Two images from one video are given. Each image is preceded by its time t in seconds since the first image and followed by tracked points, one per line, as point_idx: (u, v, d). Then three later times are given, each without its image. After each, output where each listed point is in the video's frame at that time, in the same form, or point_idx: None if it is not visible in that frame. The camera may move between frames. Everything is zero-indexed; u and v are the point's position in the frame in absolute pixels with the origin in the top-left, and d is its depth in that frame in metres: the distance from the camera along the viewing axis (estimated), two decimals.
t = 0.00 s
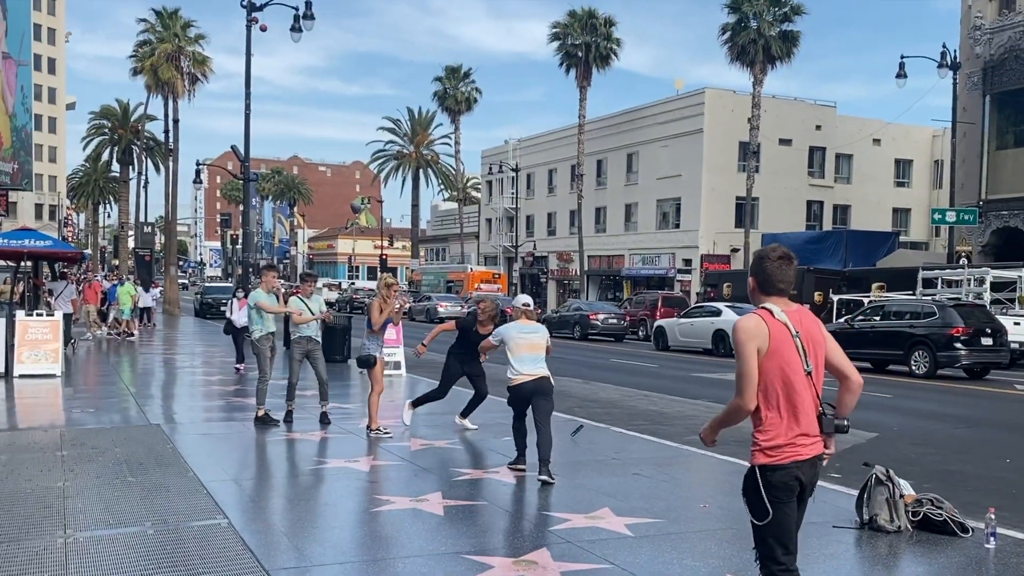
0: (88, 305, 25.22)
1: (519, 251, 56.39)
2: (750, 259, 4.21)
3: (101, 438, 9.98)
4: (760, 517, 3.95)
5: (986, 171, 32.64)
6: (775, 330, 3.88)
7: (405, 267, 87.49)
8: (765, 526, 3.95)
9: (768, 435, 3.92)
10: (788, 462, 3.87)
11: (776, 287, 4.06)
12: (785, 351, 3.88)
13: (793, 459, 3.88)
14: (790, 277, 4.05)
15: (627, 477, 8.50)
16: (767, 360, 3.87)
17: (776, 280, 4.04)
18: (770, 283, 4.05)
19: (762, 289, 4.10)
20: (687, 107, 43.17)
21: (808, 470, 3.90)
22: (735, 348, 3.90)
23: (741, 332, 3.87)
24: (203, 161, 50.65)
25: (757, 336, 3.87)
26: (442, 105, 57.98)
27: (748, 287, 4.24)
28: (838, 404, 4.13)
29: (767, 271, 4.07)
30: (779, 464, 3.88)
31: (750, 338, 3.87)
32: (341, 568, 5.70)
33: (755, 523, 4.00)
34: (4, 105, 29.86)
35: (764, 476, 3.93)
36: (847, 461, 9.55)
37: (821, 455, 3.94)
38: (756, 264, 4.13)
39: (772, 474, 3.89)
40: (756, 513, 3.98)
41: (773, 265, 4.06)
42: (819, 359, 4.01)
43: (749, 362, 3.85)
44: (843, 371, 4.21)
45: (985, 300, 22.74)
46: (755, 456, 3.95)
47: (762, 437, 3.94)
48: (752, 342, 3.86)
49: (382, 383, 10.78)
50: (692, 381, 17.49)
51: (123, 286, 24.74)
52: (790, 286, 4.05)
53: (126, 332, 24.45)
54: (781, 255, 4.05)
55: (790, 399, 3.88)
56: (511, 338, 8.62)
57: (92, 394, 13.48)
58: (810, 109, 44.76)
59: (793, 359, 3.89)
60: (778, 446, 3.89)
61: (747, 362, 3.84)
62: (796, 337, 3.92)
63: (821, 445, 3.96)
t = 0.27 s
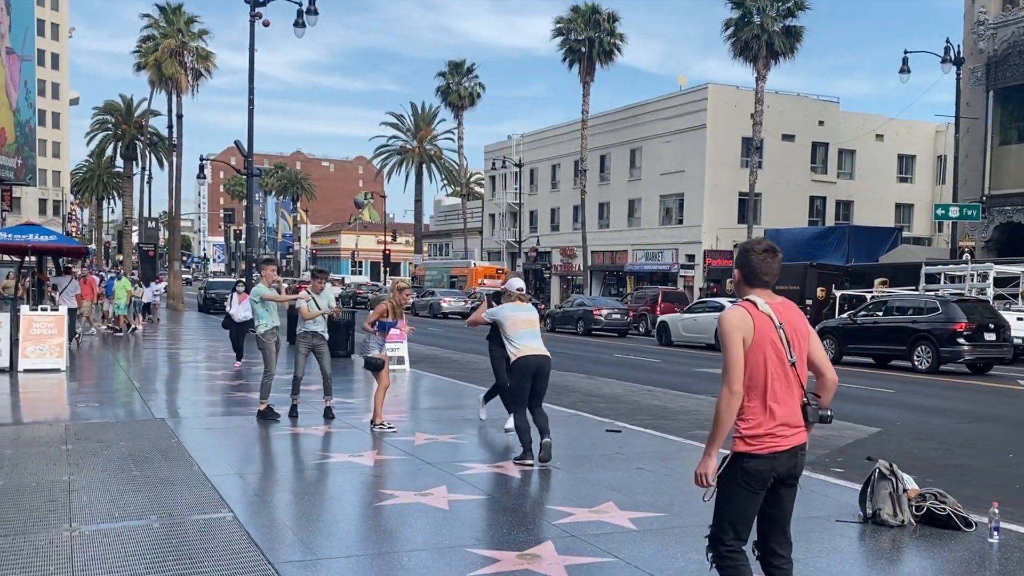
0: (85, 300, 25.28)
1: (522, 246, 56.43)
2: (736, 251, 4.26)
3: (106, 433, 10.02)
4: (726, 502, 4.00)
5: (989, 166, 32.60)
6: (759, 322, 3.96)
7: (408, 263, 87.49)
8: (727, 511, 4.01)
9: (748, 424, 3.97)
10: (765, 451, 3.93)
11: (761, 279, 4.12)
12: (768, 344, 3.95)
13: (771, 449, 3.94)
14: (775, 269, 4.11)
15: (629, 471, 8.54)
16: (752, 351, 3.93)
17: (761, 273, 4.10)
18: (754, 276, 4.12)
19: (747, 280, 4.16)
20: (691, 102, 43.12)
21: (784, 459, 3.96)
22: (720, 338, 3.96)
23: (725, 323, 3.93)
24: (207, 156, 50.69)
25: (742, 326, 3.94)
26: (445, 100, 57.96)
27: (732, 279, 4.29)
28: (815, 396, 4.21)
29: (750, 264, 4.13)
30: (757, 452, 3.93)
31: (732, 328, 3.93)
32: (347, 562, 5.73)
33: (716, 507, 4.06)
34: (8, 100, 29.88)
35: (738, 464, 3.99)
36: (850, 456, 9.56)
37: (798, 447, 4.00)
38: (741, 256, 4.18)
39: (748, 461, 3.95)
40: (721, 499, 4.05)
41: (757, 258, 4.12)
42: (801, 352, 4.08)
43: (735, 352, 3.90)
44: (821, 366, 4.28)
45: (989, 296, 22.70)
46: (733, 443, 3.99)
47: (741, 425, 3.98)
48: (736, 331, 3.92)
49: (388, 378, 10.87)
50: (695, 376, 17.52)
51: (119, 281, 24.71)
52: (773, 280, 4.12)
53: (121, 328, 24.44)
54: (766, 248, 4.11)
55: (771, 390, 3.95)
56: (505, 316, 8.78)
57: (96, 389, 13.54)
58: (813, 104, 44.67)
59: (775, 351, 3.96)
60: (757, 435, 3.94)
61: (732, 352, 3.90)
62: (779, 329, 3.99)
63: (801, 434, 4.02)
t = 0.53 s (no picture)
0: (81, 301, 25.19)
1: (525, 245, 56.41)
2: (710, 247, 4.25)
3: (110, 432, 10.00)
4: (704, 500, 4.00)
5: (992, 164, 32.53)
6: (737, 319, 3.94)
7: (411, 262, 87.51)
8: (707, 508, 4.01)
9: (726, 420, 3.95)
10: (742, 448, 3.93)
11: (736, 277, 4.11)
12: (747, 341, 3.94)
13: (749, 446, 3.94)
14: (749, 266, 4.11)
15: (633, 469, 8.50)
16: (732, 348, 3.91)
17: (736, 271, 4.10)
18: (730, 272, 4.11)
19: (722, 278, 4.14)
20: (694, 101, 43.06)
21: (761, 455, 3.96)
22: (699, 337, 3.92)
23: (705, 321, 3.90)
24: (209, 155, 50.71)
25: (720, 324, 3.91)
26: (447, 99, 57.95)
27: (706, 276, 4.28)
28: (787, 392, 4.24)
29: (725, 262, 4.13)
30: (734, 449, 3.92)
31: (712, 326, 3.90)
32: (351, 559, 5.72)
33: (694, 505, 4.05)
34: (11, 99, 29.87)
35: (716, 461, 3.97)
36: (853, 453, 9.53)
37: (775, 442, 4.00)
38: (716, 254, 4.17)
39: (726, 459, 3.94)
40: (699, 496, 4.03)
41: (732, 255, 4.11)
42: (778, 348, 4.08)
43: (716, 348, 3.86)
44: (792, 362, 4.31)
45: (993, 294, 22.63)
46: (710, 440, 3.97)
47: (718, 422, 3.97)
48: (716, 328, 3.89)
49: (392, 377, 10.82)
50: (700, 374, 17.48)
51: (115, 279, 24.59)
52: (749, 277, 4.12)
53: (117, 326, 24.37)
54: (741, 245, 4.12)
55: (748, 387, 3.94)
56: (501, 321, 9.13)
57: (100, 388, 13.53)
58: (816, 103, 44.60)
59: (754, 348, 3.95)
60: (734, 432, 3.94)
61: (712, 350, 3.86)
62: (756, 325, 3.99)
63: (776, 430, 4.04)
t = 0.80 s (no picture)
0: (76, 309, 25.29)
1: (530, 246, 56.49)
2: (679, 249, 4.30)
3: (118, 433, 10.03)
4: (683, 503, 4.03)
5: (998, 164, 32.49)
6: (708, 320, 3.99)
7: (416, 263, 87.60)
8: (687, 511, 4.03)
9: (696, 422, 4.00)
10: (712, 450, 3.97)
11: (704, 277, 4.16)
12: (715, 343, 3.98)
13: (719, 448, 3.98)
14: (717, 267, 4.16)
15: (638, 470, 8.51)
16: (701, 349, 3.96)
17: (704, 270, 4.15)
18: (698, 274, 4.16)
19: (691, 279, 4.19)
20: (699, 101, 43.04)
21: (732, 456, 4.00)
22: (668, 339, 3.96)
23: (675, 322, 3.95)
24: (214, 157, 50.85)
25: (691, 325, 3.96)
26: (452, 100, 58.00)
27: (676, 277, 4.32)
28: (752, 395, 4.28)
29: (694, 262, 4.17)
30: (703, 452, 3.97)
31: (682, 328, 3.94)
32: (358, 560, 5.76)
33: (674, 507, 4.08)
34: (18, 102, 29.99)
35: (688, 463, 4.01)
36: (859, 454, 9.55)
37: (745, 444, 4.05)
38: (685, 254, 4.22)
39: (698, 461, 3.98)
40: (678, 500, 4.07)
41: (701, 255, 4.16)
42: (747, 349, 4.12)
43: (684, 350, 3.91)
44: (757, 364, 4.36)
45: (1000, 294, 22.58)
46: (683, 443, 4.01)
47: (688, 425, 4.01)
48: (685, 329, 3.93)
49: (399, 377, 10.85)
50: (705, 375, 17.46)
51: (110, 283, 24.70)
52: (717, 277, 4.17)
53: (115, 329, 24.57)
54: (709, 246, 4.16)
55: (717, 388, 3.97)
56: (501, 325, 9.38)
57: (107, 390, 13.57)
58: (821, 102, 44.56)
59: (723, 350, 4.00)
60: (704, 433, 3.98)
61: (681, 353, 3.91)
62: (727, 325, 4.03)
63: (745, 432, 4.08)
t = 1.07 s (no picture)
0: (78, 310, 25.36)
1: (536, 246, 56.52)
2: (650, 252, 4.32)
3: (126, 434, 10.08)
4: (670, 504, 4.05)
5: (1005, 164, 32.38)
6: (677, 321, 3.99)
7: (422, 263, 87.65)
8: (676, 511, 4.04)
9: (674, 423, 4.01)
10: (694, 450, 3.97)
11: (674, 280, 4.17)
12: (684, 343, 3.98)
13: (700, 447, 3.98)
14: (687, 268, 4.17)
15: (644, 471, 8.49)
16: (670, 351, 3.97)
17: (674, 273, 4.16)
18: (669, 275, 4.18)
19: (662, 281, 4.20)
20: (705, 101, 42.98)
21: (714, 455, 4.01)
22: (637, 342, 3.98)
23: (644, 326, 3.96)
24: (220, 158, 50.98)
25: (660, 329, 3.96)
26: (459, 101, 58.03)
27: (649, 279, 4.34)
28: (726, 396, 4.26)
29: (664, 264, 4.19)
30: (685, 453, 3.97)
31: (650, 332, 3.95)
32: (364, 559, 5.78)
33: (663, 509, 4.09)
34: (26, 104, 30.13)
35: (671, 465, 4.02)
36: (866, 454, 9.54)
37: (724, 442, 4.05)
38: (655, 258, 4.23)
39: (680, 462, 3.98)
40: (666, 502, 4.08)
41: (671, 258, 4.16)
42: (720, 349, 4.12)
43: (651, 352, 3.94)
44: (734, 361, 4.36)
45: (1007, 294, 22.50)
46: (663, 445, 4.03)
47: (666, 427, 4.02)
48: (653, 333, 3.95)
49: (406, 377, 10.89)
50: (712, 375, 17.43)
51: (111, 281, 24.86)
52: (688, 278, 4.18)
53: (116, 329, 24.74)
54: (678, 247, 4.18)
55: (690, 389, 3.99)
56: (514, 331, 9.44)
57: (114, 390, 13.59)
58: (828, 102, 44.48)
59: (695, 351, 4.00)
60: (683, 434, 3.99)
61: (650, 356, 3.93)
62: (697, 327, 4.03)
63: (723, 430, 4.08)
